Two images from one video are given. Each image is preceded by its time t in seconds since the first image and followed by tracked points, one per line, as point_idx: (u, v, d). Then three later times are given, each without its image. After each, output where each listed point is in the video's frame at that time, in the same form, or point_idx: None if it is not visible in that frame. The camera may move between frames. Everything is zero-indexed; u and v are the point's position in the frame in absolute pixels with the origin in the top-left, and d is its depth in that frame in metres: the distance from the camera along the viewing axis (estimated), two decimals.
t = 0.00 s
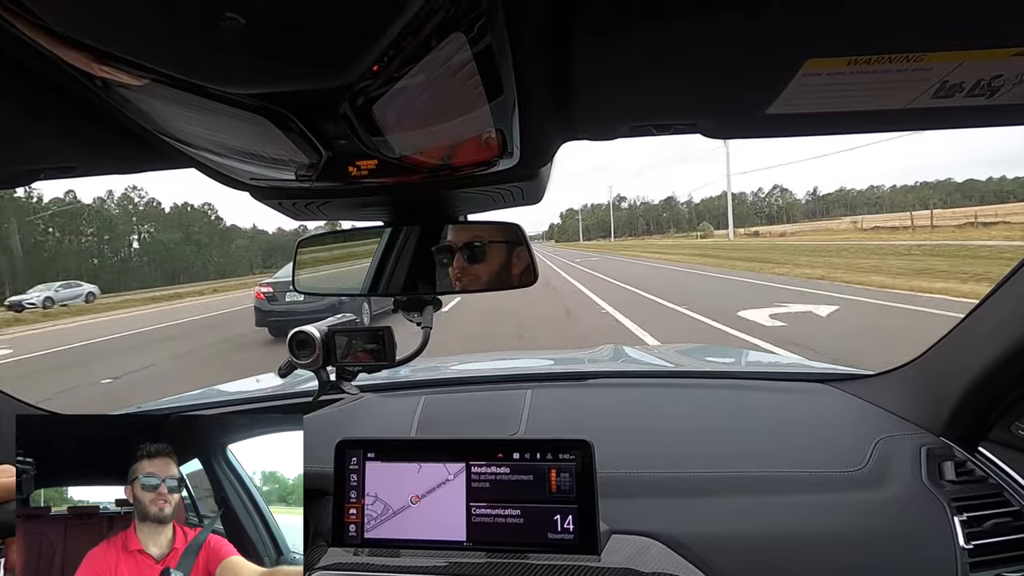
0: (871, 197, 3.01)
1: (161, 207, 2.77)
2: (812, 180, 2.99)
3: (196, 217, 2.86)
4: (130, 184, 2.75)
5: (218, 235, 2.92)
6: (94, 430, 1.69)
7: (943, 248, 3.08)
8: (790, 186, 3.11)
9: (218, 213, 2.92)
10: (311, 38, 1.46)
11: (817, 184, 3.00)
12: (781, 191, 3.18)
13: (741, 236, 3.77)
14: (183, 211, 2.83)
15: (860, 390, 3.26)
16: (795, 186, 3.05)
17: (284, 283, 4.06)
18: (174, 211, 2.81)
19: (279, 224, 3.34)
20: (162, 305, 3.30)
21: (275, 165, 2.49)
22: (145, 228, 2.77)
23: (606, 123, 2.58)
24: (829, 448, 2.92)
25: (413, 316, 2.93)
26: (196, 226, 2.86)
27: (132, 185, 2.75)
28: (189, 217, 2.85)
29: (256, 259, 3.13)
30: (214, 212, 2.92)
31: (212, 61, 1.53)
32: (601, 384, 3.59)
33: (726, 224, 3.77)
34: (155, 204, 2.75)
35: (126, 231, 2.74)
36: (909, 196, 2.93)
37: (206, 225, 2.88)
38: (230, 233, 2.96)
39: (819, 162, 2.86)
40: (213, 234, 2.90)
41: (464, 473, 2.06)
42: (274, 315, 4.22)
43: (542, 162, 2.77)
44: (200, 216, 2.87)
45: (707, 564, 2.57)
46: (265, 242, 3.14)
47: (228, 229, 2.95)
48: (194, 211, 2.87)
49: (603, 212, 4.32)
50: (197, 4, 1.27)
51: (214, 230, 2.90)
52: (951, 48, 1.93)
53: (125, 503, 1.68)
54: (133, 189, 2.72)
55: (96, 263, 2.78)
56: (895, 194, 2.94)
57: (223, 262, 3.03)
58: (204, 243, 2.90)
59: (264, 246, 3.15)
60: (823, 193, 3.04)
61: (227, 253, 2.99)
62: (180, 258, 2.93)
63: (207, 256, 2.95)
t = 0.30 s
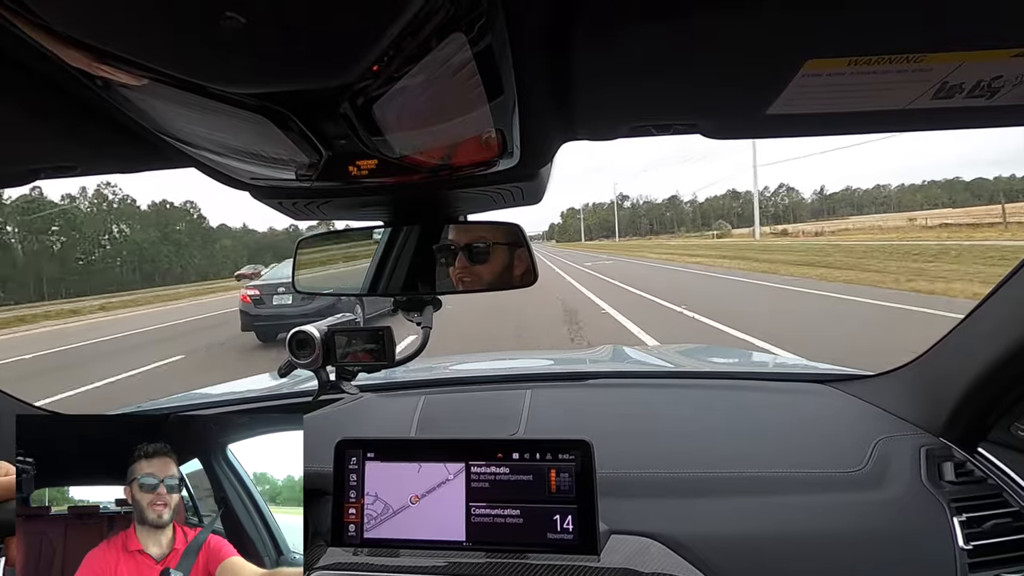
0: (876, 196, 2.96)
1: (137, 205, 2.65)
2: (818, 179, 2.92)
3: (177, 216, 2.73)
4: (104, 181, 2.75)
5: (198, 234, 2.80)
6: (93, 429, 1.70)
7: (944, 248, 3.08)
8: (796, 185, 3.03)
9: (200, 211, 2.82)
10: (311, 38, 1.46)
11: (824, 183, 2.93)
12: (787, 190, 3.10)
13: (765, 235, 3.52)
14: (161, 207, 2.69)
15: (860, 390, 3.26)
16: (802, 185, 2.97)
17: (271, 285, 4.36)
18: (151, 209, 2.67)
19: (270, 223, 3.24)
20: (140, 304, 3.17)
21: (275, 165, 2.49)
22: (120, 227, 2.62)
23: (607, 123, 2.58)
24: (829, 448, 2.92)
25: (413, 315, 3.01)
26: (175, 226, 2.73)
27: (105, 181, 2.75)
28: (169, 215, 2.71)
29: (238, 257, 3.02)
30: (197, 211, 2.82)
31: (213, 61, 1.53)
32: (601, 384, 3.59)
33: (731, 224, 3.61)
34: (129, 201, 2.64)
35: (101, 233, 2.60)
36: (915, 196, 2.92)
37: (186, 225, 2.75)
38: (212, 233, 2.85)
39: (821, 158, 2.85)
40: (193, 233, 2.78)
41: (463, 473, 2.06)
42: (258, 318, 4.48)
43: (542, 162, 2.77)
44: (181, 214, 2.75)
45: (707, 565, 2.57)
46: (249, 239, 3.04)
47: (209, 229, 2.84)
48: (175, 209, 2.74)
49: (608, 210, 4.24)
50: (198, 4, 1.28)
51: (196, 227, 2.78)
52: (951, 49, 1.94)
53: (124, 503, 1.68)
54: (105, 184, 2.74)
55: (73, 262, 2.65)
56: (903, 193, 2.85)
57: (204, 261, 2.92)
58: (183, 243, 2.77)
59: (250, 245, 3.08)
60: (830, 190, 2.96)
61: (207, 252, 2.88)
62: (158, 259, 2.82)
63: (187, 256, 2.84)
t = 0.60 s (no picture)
0: (884, 196, 2.94)
1: (114, 207, 2.56)
2: (827, 178, 2.89)
3: (154, 215, 2.67)
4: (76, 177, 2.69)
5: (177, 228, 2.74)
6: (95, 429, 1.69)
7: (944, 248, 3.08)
8: (804, 185, 2.96)
9: (180, 209, 2.74)
10: (311, 38, 1.46)
11: (831, 182, 2.92)
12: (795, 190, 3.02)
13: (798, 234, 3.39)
14: (136, 205, 2.61)
15: (860, 390, 3.26)
16: (811, 185, 2.94)
17: (253, 289, 4.23)
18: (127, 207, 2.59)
19: (261, 223, 3.21)
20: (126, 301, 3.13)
21: (274, 165, 2.49)
22: (95, 225, 2.51)
23: (607, 123, 2.58)
24: (829, 448, 2.92)
25: (413, 316, 2.95)
26: (153, 225, 2.68)
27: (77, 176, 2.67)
28: (145, 214, 2.64)
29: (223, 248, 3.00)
30: (177, 208, 2.74)
31: (212, 61, 1.53)
32: (601, 383, 3.59)
33: (727, 223, 3.63)
34: (105, 202, 2.55)
35: (77, 232, 2.50)
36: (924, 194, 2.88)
37: (165, 224, 2.70)
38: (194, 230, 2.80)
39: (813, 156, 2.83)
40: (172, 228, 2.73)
41: (463, 473, 2.06)
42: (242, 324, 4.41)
43: (542, 162, 2.77)
44: (161, 212, 2.69)
45: (707, 564, 2.57)
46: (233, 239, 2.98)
47: (191, 229, 2.79)
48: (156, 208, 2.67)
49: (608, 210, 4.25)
50: (197, 4, 1.28)
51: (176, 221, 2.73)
52: (950, 49, 1.94)
53: (124, 503, 1.68)
54: (78, 183, 2.65)
55: (47, 263, 2.51)
56: (910, 193, 2.80)
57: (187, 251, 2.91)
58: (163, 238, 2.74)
59: (238, 245, 3.04)
60: (838, 190, 2.96)
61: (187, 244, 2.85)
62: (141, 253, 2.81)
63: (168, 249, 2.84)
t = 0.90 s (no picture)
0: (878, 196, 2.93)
1: (85, 206, 2.64)
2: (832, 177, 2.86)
3: (132, 214, 2.70)
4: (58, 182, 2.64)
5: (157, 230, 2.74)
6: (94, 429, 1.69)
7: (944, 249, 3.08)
8: (812, 185, 2.97)
9: (160, 207, 2.75)
10: (310, 38, 1.46)
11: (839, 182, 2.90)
12: (800, 189, 3.03)
13: (847, 234, 3.23)
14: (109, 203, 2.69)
15: (860, 390, 3.26)
16: (817, 184, 2.93)
17: (228, 293, 4.30)
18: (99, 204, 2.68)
19: (251, 222, 3.14)
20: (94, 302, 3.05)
21: (273, 165, 2.49)
22: (62, 226, 2.59)
23: (606, 123, 2.58)
24: (828, 448, 2.91)
25: (412, 316, 2.94)
26: (130, 225, 2.71)
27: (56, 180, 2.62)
28: (119, 213, 2.69)
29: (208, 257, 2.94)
30: (155, 206, 2.74)
31: (212, 61, 1.53)
32: (601, 384, 3.59)
33: (745, 222, 3.51)
34: (75, 201, 2.63)
35: (42, 233, 2.59)
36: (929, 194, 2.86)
37: (145, 224, 2.71)
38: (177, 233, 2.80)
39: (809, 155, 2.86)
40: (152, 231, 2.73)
41: (462, 473, 2.06)
42: (212, 331, 4.36)
43: (541, 162, 2.77)
44: (138, 211, 2.71)
45: (706, 565, 2.57)
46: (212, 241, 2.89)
47: (175, 228, 2.79)
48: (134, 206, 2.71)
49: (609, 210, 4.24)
50: (196, 4, 1.27)
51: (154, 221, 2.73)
52: (949, 49, 1.94)
53: (123, 503, 1.67)
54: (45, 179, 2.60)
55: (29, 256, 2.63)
56: (918, 192, 2.82)
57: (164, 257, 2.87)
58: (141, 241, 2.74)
59: (224, 246, 2.93)
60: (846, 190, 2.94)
61: (167, 251, 2.83)
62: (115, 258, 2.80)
63: (144, 256, 2.82)
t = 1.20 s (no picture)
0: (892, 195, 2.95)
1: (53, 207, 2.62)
2: (842, 175, 2.90)
3: (110, 210, 2.62)
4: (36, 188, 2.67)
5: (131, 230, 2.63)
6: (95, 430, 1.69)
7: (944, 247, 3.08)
8: (818, 181, 3.00)
9: (136, 204, 2.67)
10: (310, 38, 1.46)
11: (848, 179, 2.92)
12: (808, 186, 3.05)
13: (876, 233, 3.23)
14: (78, 201, 2.64)
15: (860, 389, 3.26)
16: (825, 181, 2.96)
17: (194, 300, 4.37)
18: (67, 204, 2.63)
19: (240, 221, 3.03)
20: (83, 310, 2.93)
21: (273, 165, 2.49)
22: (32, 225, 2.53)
23: (606, 123, 2.58)
24: (828, 447, 2.92)
25: (412, 316, 2.92)
26: (110, 223, 2.60)
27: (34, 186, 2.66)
28: (96, 212, 2.60)
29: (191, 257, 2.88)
30: (132, 202, 2.67)
31: (211, 62, 1.53)
32: (601, 383, 3.59)
33: (753, 221, 3.56)
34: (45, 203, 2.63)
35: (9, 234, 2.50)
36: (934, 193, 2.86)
37: (122, 221, 2.61)
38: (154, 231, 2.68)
39: (812, 157, 2.88)
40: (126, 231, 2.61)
41: (463, 473, 2.06)
42: (178, 343, 4.16)
43: (541, 162, 2.77)
44: (114, 211, 2.62)
45: (707, 563, 2.57)
46: (191, 240, 2.79)
47: (160, 227, 2.70)
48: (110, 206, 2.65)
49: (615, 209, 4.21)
50: (196, 5, 1.27)
51: (129, 219, 2.62)
52: (948, 47, 1.94)
53: (123, 503, 1.68)
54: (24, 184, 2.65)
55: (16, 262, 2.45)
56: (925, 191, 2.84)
57: (142, 260, 2.76)
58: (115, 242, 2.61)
59: (208, 246, 2.85)
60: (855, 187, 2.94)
61: (144, 252, 2.73)
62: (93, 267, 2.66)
63: (118, 258, 2.68)
